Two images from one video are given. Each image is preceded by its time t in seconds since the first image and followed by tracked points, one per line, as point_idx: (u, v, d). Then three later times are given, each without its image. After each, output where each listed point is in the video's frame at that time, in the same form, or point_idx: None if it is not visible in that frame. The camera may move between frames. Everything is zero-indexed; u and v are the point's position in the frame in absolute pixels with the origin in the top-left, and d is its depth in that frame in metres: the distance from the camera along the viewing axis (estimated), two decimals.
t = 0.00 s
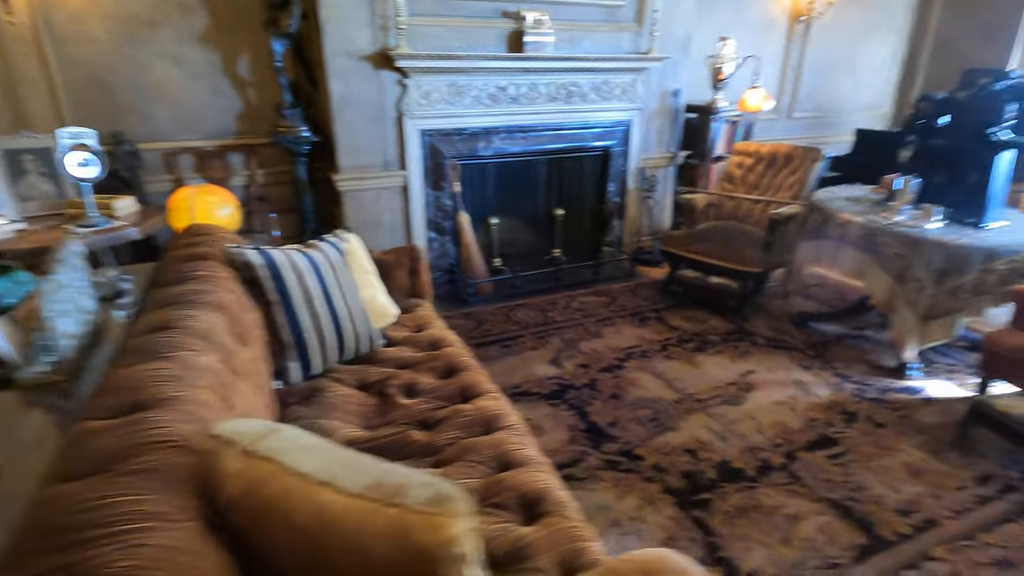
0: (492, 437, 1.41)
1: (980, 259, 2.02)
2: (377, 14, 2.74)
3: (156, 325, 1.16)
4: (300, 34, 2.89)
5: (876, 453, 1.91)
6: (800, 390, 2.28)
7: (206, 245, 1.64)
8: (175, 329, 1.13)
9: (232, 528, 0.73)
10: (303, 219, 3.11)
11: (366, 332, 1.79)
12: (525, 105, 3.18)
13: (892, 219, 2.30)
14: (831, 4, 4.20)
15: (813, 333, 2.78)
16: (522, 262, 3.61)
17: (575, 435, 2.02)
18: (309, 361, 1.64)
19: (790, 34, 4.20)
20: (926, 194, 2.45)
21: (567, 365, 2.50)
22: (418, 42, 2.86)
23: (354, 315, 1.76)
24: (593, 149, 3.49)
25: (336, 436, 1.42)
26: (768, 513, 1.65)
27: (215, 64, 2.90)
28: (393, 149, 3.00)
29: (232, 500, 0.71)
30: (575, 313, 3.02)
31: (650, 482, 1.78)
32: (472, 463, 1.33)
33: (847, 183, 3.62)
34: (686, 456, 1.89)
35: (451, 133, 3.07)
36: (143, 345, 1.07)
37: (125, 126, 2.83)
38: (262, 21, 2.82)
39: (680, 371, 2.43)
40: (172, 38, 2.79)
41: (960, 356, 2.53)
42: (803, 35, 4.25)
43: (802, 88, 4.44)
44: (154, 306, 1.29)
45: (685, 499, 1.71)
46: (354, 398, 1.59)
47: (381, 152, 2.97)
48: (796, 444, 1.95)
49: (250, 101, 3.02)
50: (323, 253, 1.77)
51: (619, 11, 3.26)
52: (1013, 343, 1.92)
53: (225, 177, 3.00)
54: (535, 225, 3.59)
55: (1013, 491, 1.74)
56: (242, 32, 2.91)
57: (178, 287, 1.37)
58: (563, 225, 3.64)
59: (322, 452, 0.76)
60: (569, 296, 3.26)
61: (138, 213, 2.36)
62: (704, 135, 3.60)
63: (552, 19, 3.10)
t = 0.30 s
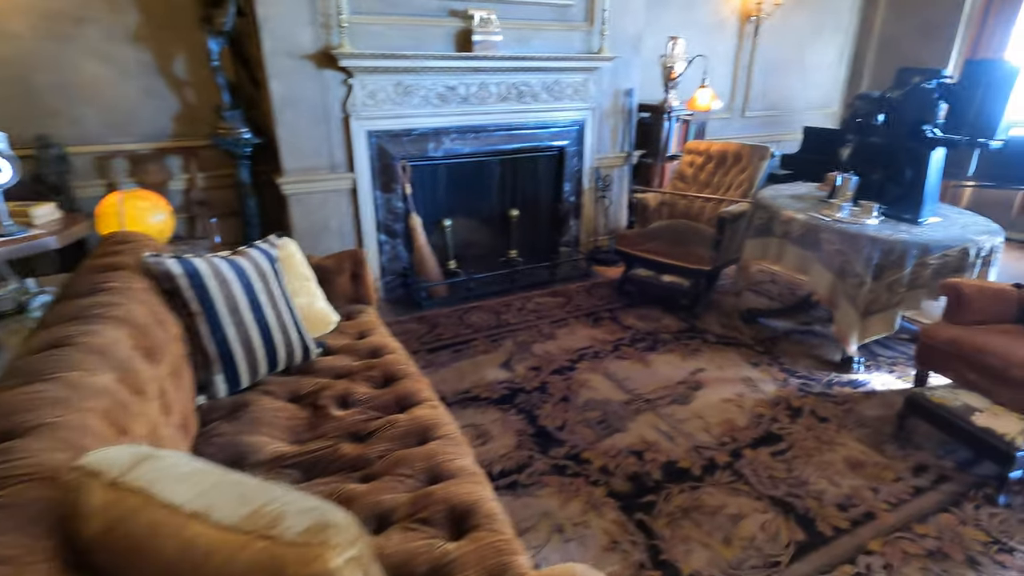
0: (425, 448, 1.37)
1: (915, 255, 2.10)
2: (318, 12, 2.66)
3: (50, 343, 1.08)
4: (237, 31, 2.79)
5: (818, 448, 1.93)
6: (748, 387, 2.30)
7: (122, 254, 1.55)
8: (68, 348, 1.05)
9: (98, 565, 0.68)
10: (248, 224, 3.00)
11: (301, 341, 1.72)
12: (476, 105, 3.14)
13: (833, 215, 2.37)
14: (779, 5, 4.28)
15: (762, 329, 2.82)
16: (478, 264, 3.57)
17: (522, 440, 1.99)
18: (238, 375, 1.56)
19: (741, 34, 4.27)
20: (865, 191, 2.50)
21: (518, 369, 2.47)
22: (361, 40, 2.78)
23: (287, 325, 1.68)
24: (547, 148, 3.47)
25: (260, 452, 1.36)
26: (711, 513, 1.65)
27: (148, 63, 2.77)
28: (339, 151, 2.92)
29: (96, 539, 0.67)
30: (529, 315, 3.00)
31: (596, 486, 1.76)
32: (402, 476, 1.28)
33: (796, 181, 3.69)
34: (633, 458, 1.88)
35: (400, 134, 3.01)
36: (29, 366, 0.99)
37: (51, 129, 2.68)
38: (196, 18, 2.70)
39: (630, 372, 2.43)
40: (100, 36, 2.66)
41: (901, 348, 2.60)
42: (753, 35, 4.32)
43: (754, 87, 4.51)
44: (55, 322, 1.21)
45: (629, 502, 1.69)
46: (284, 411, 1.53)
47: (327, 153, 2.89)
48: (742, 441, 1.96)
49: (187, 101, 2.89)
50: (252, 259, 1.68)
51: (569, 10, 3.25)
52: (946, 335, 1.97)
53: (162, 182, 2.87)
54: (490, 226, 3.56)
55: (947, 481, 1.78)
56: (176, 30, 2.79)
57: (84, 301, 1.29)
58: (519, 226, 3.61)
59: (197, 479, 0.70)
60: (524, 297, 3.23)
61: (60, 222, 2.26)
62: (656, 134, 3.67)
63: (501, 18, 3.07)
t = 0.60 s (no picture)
0: (368, 476, 1.27)
1: (879, 258, 2.08)
2: (267, 8, 2.53)
3: None
4: (179, 28, 2.64)
5: (786, 458, 1.88)
6: (716, 395, 2.25)
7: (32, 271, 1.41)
8: None
9: None
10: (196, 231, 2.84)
11: (238, 360, 1.59)
12: (437, 105, 3.03)
13: (799, 218, 2.34)
14: (744, 6, 4.28)
15: (731, 334, 2.77)
16: (443, 270, 3.48)
17: (482, 458, 1.89)
18: (165, 399, 1.43)
19: (707, 36, 4.25)
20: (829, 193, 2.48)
21: (481, 380, 2.37)
22: (314, 38, 2.66)
23: (222, 343, 1.56)
24: (513, 151, 3.39)
25: (185, 486, 1.24)
26: (677, 532, 1.58)
27: (83, 61, 2.60)
28: (293, 154, 2.79)
29: None
30: (495, 323, 2.90)
31: (557, 506, 1.67)
32: (340, 509, 1.17)
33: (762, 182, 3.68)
34: (597, 473, 1.80)
35: (357, 136, 2.89)
36: None
37: None
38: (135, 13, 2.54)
39: (597, 381, 2.35)
40: (28, 31, 2.48)
41: (867, 351, 2.58)
42: (720, 37, 4.31)
43: (721, 88, 4.50)
44: None
45: (592, 523, 1.61)
46: (216, 437, 1.41)
47: (279, 156, 2.75)
48: (709, 453, 1.90)
49: (128, 101, 2.73)
50: (183, 272, 1.55)
51: (532, 9, 3.17)
52: (911, 339, 1.95)
53: (102, 187, 2.70)
54: (455, 230, 3.46)
55: (914, 489, 1.74)
56: (113, 26, 2.62)
57: None
58: (484, 231, 3.53)
59: (60, 545, 0.64)
60: (490, 304, 3.13)
61: None
62: (624, 135, 3.62)
63: (461, 16, 2.98)
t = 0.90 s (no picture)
0: (314, 529, 1.14)
1: (858, 272, 2.03)
2: (219, 10, 2.39)
3: None
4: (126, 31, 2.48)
5: (767, 483, 1.80)
6: (695, 415, 2.17)
7: None
8: None
9: None
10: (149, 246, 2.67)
11: (177, 395, 1.46)
12: (405, 113, 2.91)
13: (776, 229, 2.28)
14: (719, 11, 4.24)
15: (709, 347, 2.70)
16: (415, 282, 3.37)
17: (449, 490, 1.78)
18: (91, 444, 1.29)
19: (682, 41, 4.19)
20: (806, 204, 2.42)
21: (450, 403, 2.26)
22: (270, 43, 2.52)
23: (158, 378, 1.43)
24: (485, 159, 3.28)
25: (106, 547, 1.10)
26: (654, 570, 1.48)
27: (21, 66, 2.43)
28: (252, 164, 2.65)
29: None
30: (467, 339, 2.79)
31: (528, 543, 1.57)
32: (279, 572, 1.05)
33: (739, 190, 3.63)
34: (571, 505, 1.71)
35: (320, 145, 2.76)
36: None
37: None
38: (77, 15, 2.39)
39: (571, 401, 2.26)
40: None
41: (847, 364, 2.53)
42: (695, 42, 4.26)
43: (697, 93, 4.46)
44: None
45: (564, 562, 1.51)
46: (148, 485, 1.27)
47: (237, 167, 2.61)
48: (688, 479, 1.82)
49: (71, 109, 2.56)
50: (113, 302, 1.42)
51: (503, 13, 3.08)
52: (891, 356, 1.89)
53: (46, 201, 2.50)
54: (427, 241, 3.34)
55: (899, 515, 1.68)
56: (52, 29, 2.46)
57: None
58: (456, 241, 3.43)
59: None
60: (463, 318, 3.02)
61: None
62: (599, 143, 3.49)
63: (428, 20, 2.87)
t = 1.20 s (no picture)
0: (272, 568, 1.06)
1: (846, 282, 1.99)
2: (189, 15, 2.31)
3: None
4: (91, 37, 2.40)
5: (755, 501, 1.75)
6: (681, 429, 2.11)
7: None
8: None
9: None
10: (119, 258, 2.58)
11: (132, 421, 1.38)
12: (385, 120, 2.85)
13: (762, 238, 2.24)
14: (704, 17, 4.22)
15: (696, 358, 2.65)
16: (397, 292, 3.30)
17: (426, 514, 1.70)
18: (35, 477, 1.21)
19: (667, 46, 4.17)
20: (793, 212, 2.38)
21: (430, 420, 2.18)
22: (243, 49, 2.45)
23: (110, 403, 1.35)
24: (468, 166, 3.22)
25: None
26: None
27: None
28: (225, 173, 2.56)
29: None
30: (449, 351, 2.72)
31: (507, 571, 1.50)
32: None
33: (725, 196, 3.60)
34: (553, 528, 1.64)
35: (297, 153, 2.68)
36: None
37: None
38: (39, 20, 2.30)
39: (555, 417, 2.19)
40: None
41: (835, 375, 2.49)
42: (681, 47, 4.23)
43: (683, 99, 4.43)
44: None
45: None
46: (96, 520, 1.19)
47: (209, 177, 2.53)
48: (674, 499, 1.75)
49: (35, 117, 2.47)
50: (62, 323, 1.33)
51: (484, 18, 3.03)
52: (880, 368, 1.84)
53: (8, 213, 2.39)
54: (409, 250, 3.27)
55: (890, 534, 1.63)
56: (14, 35, 2.37)
57: None
58: (439, 250, 3.36)
59: None
60: (446, 330, 2.95)
61: None
62: (584, 150, 3.48)
63: (407, 25, 2.80)
